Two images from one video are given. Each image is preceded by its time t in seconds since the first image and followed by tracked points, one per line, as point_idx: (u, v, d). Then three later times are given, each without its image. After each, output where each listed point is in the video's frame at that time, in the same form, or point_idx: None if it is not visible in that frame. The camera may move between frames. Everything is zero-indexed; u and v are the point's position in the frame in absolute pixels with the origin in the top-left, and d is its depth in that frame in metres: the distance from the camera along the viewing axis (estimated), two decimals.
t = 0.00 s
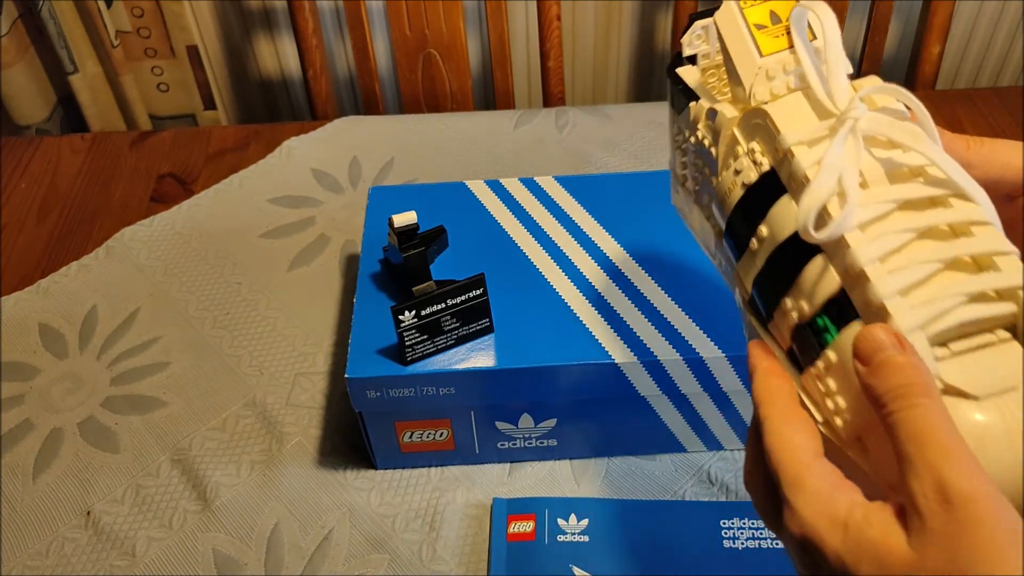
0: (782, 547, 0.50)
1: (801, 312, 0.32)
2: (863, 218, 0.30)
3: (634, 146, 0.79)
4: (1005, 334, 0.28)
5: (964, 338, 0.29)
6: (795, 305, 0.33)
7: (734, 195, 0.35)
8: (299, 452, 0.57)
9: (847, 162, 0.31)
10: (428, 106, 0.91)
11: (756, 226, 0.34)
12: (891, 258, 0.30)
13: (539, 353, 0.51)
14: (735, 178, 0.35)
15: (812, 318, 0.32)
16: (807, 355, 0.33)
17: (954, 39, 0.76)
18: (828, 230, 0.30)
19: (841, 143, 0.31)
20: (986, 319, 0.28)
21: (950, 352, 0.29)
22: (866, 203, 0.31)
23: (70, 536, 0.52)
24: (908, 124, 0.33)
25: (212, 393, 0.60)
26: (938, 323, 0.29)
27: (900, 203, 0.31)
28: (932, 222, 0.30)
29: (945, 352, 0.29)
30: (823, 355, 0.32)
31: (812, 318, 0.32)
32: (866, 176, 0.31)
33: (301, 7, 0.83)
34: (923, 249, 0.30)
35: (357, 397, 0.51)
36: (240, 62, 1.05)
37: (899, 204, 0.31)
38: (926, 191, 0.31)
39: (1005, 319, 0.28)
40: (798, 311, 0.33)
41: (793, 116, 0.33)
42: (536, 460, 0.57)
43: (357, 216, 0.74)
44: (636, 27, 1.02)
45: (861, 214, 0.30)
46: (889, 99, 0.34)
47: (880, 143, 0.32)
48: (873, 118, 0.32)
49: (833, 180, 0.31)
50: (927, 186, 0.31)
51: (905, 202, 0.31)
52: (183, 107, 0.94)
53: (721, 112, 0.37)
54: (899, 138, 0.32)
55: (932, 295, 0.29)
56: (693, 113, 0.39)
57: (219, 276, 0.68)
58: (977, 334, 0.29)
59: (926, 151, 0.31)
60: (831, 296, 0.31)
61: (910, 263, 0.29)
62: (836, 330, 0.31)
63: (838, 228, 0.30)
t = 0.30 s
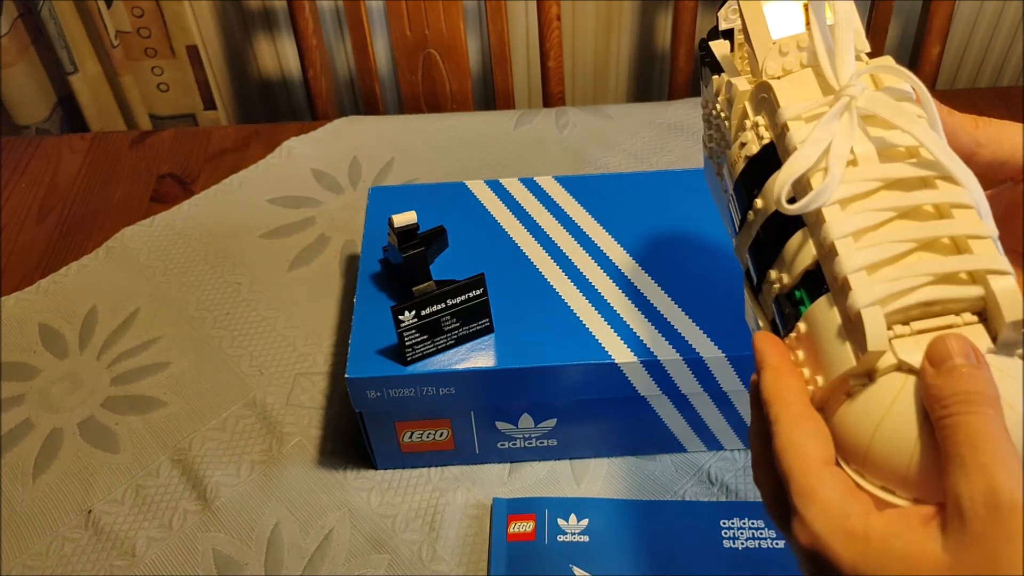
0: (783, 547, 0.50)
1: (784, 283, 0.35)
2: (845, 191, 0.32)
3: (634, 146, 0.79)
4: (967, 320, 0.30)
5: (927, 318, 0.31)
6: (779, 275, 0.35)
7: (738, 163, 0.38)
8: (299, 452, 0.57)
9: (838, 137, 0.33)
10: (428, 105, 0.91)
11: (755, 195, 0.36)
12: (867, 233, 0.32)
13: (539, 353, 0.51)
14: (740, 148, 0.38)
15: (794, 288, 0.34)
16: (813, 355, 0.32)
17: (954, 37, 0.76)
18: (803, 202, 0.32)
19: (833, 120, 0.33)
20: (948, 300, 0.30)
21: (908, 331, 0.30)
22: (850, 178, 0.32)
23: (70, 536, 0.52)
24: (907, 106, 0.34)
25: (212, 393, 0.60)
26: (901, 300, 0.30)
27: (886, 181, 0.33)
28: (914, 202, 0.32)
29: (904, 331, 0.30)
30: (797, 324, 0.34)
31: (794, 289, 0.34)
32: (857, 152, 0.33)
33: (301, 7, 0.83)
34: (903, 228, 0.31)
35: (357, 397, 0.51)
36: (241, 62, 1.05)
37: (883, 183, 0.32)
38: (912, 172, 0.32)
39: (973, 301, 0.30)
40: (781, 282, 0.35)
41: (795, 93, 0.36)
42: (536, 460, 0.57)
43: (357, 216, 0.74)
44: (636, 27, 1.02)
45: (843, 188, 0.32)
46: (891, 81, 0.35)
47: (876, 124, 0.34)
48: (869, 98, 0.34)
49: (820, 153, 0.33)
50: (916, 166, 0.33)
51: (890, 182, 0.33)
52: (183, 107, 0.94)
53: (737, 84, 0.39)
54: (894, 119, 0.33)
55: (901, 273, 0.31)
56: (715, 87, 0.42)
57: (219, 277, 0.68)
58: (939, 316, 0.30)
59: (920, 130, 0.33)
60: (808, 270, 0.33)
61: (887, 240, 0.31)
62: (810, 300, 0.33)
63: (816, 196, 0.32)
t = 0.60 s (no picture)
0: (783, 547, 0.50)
1: (782, 268, 0.35)
2: (840, 174, 0.32)
3: (634, 146, 0.79)
4: (955, 295, 0.30)
5: (917, 293, 0.30)
6: (778, 262, 0.35)
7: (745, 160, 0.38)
8: (299, 452, 0.57)
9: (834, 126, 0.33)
10: (428, 105, 0.91)
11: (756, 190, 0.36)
12: (861, 214, 0.32)
13: (539, 353, 0.51)
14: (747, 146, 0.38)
15: (789, 273, 0.34)
16: (814, 352, 0.32)
17: (954, 37, 0.76)
18: (795, 180, 0.32)
19: (830, 109, 0.34)
20: (937, 273, 0.30)
21: (896, 304, 0.30)
22: (845, 163, 0.33)
23: (70, 536, 0.52)
24: (908, 100, 0.34)
25: (212, 394, 0.60)
26: (889, 273, 0.30)
27: (882, 168, 0.32)
28: (908, 184, 0.32)
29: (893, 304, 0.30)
30: (791, 305, 0.34)
31: (790, 273, 0.34)
32: (854, 143, 0.33)
33: (301, 7, 0.83)
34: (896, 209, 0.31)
35: (357, 397, 0.51)
36: (241, 63, 1.05)
37: (878, 167, 0.32)
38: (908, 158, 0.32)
39: (964, 278, 0.30)
40: (778, 268, 0.35)
41: (796, 91, 0.36)
42: (536, 460, 0.57)
43: (357, 217, 0.74)
44: (637, 27, 1.02)
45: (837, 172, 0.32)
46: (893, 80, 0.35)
47: (876, 117, 0.34)
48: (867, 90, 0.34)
49: (813, 139, 0.33)
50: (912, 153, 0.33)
51: (887, 168, 0.32)
52: (184, 107, 0.94)
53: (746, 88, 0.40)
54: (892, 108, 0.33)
55: (890, 249, 0.31)
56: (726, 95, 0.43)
57: (219, 277, 0.68)
58: (929, 292, 0.30)
59: (917, 120, 0.33)
60: (802, 251, 0.33)
61: (879, 220, 0.31)
62: (803, 280, 0.33)
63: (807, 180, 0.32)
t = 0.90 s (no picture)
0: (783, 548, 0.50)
1: (774, 267, 0.35)
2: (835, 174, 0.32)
3: (634, 146, 0.79)
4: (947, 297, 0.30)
5: (908, 296, 0.30)
6: (772, 259, 0.35)
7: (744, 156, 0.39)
8: (299, 452, 0.57)
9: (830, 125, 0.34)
10: (428, 105, 0.91)
11: (754, 186, 0.37)
12: (854, 214, 0.32)
13: (539, 353, 0.51)
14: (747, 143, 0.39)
15: (784, 271, 0.35)
16: (804, 351, 0.32)
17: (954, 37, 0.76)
18: (789, 180, 0.33)
19: (827, 109, 0.34)
20: (929, 273, 0.30)
21: (887, 306, 0.30)
22: (840, 163, 0.33)
23: (70, 536, 0.52)
24: (905, 99, 0.34)
25: (212, 394, 0.60)
26: (879, 273, 0.30)
27: (877, 168, 0.33)
28: (902, 185, 0.32)
29: (883, 306, 0.30)
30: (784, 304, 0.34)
31: (784, 272, 0.35)
32: (851, 142, 0.33)
33: (301, 7, 0.83)
34: (890, 209, 0.31)
35: (357, 397, 0.51)
36: (241, 62, 1.05)
37: (872, 167, 0.32)
38: (902, 157, 0.32)
39: (955, 281, 0.30)
40: (772, 266, 0.35)
41: (795, 88, 0.36)
42: (536, 459, 0.57)
43: (357, 217, 0.74)
44: (637, 27, 1.02)
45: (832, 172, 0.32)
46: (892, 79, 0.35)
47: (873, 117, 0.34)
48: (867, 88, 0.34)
49: (810, 137, 0.33)
50: (909, 154, 0.33)
51: (881, 169, 0.32)
52: (184, 107, 0.94)
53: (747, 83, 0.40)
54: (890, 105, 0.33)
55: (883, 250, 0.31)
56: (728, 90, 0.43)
57: (219, 277, 0.68)
58: (921, 294, 0.30)
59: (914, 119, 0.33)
60: (797, 251, 0.34)
61: (872, 220, 0.31)
62: (797, 280, 0.34)
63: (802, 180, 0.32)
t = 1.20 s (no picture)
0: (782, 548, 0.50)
1: (771, 258, 0.35)
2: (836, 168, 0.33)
3: (634, 146, 0.79)
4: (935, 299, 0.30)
5: (896, 296, 0.31)
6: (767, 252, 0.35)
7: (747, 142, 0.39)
8: (299, 453, 0.57)
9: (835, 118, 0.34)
10: (428, 105, 0.91)
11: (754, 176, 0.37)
12: (852, 211, 0.32)
13: (539, 353, 0.51)
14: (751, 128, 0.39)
15: (778, 262, 0.35)
16: (789, 345, 0.33)
17: (954, 37, 0.76)
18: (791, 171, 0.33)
19: (833, 101, 0.34)
20: (919, 274, 0.30)
21: (875, 304, 0.30)
22: (842, 158, 0.33)
23: (70, 536, 0.52)
24: (912, 96, 0.34)
25: (212, 394, 0.60)
26: (867, 270, 0.31)
27: (880, 164, 0.33)
28: (902, 182, 0.32)
29: (870, 304, 0.30)
30: (776, 295, 0.34)
31: (779, 263, 0.35)
32: (854, 136, 0.33)
33: (301, 7, 0.83)
34: (887, 206, 0.31)
35: (357, 397, 0.51)
36: (241, 62, 1.05)
37: (875, 163, 0.32)
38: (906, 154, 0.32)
39: (945, 284, 0.30)
40: (768, 256, 0.35)
41: (803, 78, 0.37)
42: (536, 460, 0.57)
43: (357, 217, 0.74)
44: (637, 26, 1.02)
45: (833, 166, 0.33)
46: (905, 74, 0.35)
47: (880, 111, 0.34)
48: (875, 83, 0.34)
49: (813, 130, 0.34)
50: (912, 152, 0.32)
51: (883, 165, 0.33)
52: (184, 107, 0.94)
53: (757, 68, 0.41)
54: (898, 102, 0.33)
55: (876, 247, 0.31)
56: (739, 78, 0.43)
57: (219, 277, 0.68)
58: (910, 294, 0.31)
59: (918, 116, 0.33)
60: (792, 243, 0.34)
61: (868, 217, 0.31)
62: (791, 271, 0.34)
63: (802, 170, 0.33)
